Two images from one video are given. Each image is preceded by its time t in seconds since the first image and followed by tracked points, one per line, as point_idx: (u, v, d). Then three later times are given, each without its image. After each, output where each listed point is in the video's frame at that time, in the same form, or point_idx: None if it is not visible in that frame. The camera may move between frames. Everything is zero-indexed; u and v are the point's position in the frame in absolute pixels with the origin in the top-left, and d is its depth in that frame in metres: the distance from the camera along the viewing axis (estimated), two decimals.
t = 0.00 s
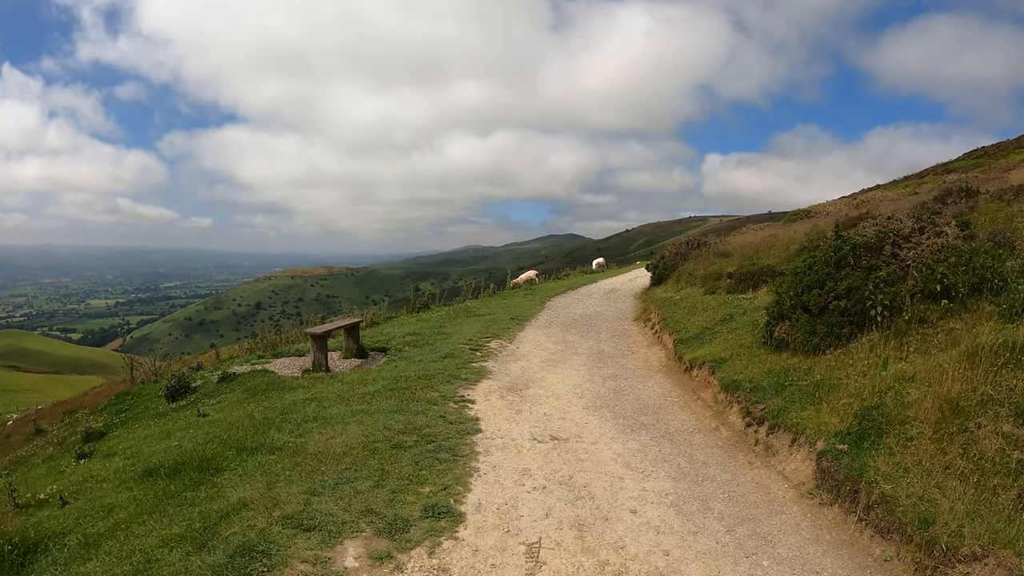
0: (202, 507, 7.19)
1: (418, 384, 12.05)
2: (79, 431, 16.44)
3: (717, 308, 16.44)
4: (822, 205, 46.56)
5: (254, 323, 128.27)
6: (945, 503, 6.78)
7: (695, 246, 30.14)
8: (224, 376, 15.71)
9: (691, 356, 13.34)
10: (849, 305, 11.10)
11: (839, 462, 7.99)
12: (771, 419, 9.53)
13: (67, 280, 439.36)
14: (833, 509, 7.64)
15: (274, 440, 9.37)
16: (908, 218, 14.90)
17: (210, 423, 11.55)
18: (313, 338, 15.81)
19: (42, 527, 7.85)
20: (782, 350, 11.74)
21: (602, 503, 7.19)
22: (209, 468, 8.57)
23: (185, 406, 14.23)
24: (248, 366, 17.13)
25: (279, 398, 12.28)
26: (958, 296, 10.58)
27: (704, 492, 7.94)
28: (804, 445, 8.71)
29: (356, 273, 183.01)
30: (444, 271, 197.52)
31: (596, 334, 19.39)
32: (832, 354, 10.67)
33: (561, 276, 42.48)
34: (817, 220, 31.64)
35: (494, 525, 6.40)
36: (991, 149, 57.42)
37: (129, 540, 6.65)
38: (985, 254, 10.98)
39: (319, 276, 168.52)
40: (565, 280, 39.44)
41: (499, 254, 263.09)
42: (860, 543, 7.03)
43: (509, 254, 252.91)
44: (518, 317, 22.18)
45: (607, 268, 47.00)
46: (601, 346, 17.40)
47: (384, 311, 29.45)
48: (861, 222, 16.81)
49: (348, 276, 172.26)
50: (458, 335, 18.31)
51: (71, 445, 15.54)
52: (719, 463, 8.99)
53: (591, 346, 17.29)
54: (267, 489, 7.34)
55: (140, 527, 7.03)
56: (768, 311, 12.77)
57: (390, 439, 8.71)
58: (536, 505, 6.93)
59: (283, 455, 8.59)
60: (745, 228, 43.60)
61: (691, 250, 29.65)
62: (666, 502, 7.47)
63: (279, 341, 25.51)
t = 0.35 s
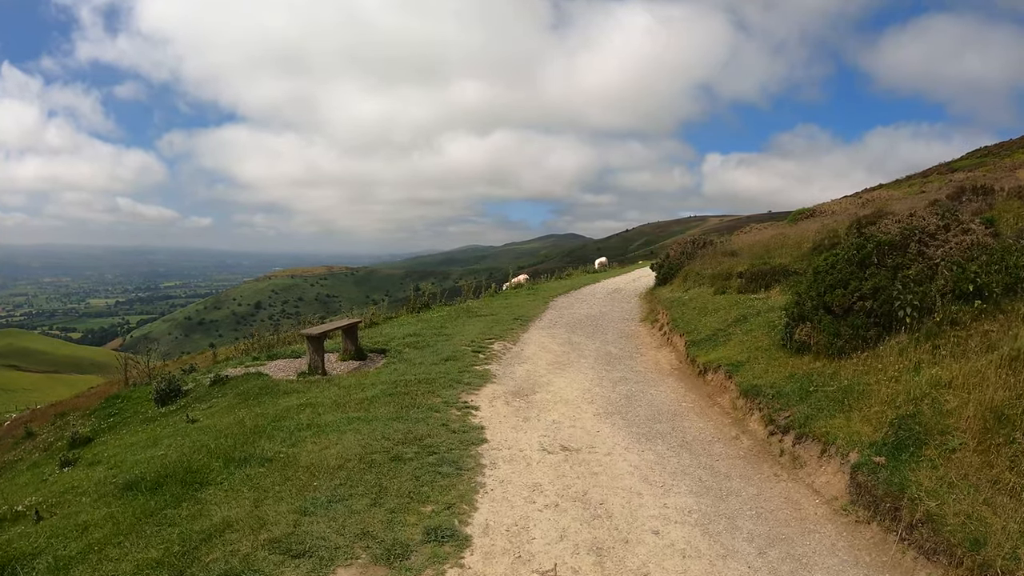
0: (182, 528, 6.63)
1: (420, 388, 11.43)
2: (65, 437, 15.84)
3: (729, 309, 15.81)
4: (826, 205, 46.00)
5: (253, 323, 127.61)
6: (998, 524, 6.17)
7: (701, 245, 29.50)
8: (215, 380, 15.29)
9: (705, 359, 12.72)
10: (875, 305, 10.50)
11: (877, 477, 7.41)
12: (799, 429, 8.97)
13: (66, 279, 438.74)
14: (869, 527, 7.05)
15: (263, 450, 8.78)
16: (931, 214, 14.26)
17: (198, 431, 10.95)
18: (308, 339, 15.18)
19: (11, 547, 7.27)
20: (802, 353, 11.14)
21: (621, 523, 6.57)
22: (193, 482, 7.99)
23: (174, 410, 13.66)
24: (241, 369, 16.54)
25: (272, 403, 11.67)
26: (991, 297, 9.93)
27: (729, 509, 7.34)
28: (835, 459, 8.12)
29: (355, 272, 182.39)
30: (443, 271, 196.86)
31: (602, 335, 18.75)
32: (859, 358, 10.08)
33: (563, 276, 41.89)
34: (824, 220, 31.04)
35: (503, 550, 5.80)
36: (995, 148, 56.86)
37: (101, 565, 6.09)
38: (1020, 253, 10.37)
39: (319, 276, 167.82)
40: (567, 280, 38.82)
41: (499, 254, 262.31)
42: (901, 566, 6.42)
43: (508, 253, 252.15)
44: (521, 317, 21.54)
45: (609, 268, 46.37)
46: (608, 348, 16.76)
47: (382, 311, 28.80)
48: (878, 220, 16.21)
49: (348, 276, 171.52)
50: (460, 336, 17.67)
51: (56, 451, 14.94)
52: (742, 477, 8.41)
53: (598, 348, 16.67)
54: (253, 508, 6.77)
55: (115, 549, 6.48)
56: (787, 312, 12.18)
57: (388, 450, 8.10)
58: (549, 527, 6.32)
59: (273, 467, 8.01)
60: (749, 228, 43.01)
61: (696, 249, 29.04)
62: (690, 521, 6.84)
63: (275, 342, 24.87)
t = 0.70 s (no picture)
0: (153, 565, 6.01)
1: (417, 400, 10.82)
2: (47, 448, 15.22)
3: (739, 314, 15.20)
4: (828, 205, 45.47)
5: (250, 323, 126.90)
6: None
7: (704, 246, 28.91)
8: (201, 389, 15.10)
9: (717, 368, 12.11)
10: (902, 314, 10.06)
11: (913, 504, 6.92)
12: (825, 448, 8.50)
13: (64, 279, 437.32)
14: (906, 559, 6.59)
15: (246, 471, 8.16)
16: (951, 216, 13.67)
17: (181, 447, 10.32)
18: (300, 346, 14.57)
19: None
20: (821, 363, 10.63)
21: (637, 558, 5.96)
22: (169, 508, 7.37)
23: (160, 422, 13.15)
24: (230, 377, 16.05)
25: (259, 416, 11.04)
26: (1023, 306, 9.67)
27: (753, 540, 6.74)
28: (867, 482, 7.70)
29: (354, 272, 181.68)
30: (442, 271, 196.22)
31: (606, 340, 18.14)
32: (885, 369, 9.62)
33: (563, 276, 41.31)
34: (829, 220, 30.44)
35: None
36: (997, 148, 56.41)
37: None
38: None
39: (317, 275, 166.78)
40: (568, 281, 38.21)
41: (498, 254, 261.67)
42: None
43: (507, 253, 251.55)
44: (522, 321, 20.92)
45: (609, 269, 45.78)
46: (613, 354, 16.12)
47: (379, 314, 28.15)
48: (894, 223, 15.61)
49: (346, 276, 170.83)
50: (459, 342, 17.03)
51: (37, 464, 14.33)
52: (769, 502, 7.98)
53: (602, 354, 16.06)
54: (231, 541, 6.17)
55: None
56: (803, 319, 11.67)
57: (380, 473, 7.47)
58: (558, 564, 5.71)
59: (256, 491, 7.41)
60: (751, 228, 42.44)
61: (700, 250, 28.45)
62: (712, 555, 6.25)
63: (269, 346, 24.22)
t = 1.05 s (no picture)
0: None
1: (419, 407, 10.27)
2: (29, 455, 14.63)
3: (751, 315, 14.69)
4: (830, 205, 44.97)
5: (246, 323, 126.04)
6: None
7: (708, 246, 28.39)
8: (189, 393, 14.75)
9: (731, 373, 11.59)
10: (931, 318, 9.64)
11: (957, 523, 6.43)
12: (858, 462, 8.02)
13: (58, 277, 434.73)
14: None
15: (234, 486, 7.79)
16: (973, 215, 13.18)
17: (167, 458, 10.20)
18: (294, 349, 13.99)
19: None
20: (844, 368, 10.26)
21: None
22: (148, 529, 6.84)
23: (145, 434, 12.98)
24: (221, 382, 15.52)
25: (249, 425, 10.80)
26: None
27: (784, 564, 6.24)
28: (905, 498, 7.20)
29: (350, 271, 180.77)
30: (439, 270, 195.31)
31: (611, 342, 17.61)
32: (914, 376, 9.20)
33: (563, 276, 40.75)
34: (834, 220, 29.91)
35: None
36: (997, 149, 56.04)
37: None
38: None
39: (313, 274, 165.83)
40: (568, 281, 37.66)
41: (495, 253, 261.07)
42: None
43: (505, 253, 251.00)
44: (523, 322, 20.33)
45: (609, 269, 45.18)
46: (619, 357, 15.56)
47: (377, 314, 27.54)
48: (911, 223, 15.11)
49: (343, 275, 169.97)
50: (459, 344, 16.46)
51: (19, 472, 13.75)
52: (800, 522, 7.51)
53: (608, 357, 15.52)
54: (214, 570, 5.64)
55: None
56: (824, 323, 11.25)
57: (378, 491, 6.95)
58: None
59: (245, 510, 6.90)
60: (752, 227, 41.92)
61: (704, 250, 27.93)
62: None
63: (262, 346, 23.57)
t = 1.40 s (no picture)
0: None
1: (423, 420, 9.72)
2: (12, 466, 14.08)
3: (766, 320, 14.15)
4: (833, 207, 44.48)
5: (243, 324, 125.31)
6: None
7: (713, 248, 27.85)
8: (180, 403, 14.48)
9: (749, 383, 11.05)
10: (966, 326, 9.08)
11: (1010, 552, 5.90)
12: (897, 481, 7.46)
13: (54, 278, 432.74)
14: None
15: (222, 509, 7.70)
16: (1000, 216, 12.62)
17: (152, 475, 10.28)
18: (289, 356, 13.44)
19: None
20: (872, 379, 9.72)
21: None
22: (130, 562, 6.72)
23: (130, 448, 12.88)
24: (215, 391, 14.97)
25: (241, 438, 10.75)
26: None
27: None
28: (946, 521, 6.67)
29: (348, 271, 180.06)
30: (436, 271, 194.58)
31: (618, 347, 17.07)
32: (949, 388, 8.65)
33: (564, 278, 40.24)
34: (840, 221, 29.39)
35: None
36: (999, 150, 55.66)
37: None
38: None
39: (310, 275, 165.11)
40: (569, 283, 37.14)
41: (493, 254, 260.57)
42: None
43: (503, 254, 250.57)
44: (527, 326, 19.77)
45: (610, 270, 44.62)
46: (628, 362, 15.01)
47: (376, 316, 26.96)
48: (932, 224, 14.55)
49: (340, 275, 169.29)
50: (462, 349, 15.88)
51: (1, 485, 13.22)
52: (834, 545, 6.98)
53: (617, 363, 14.97)
54: None
55: None
56: (848, 330, 10.73)
57: (381, 518, 6.52)
58: None
59: (235, 539, 6.57)
60: (755, 228, 41.39)
61: (709, 252, 27.41)
62: None
63: (257, 351, 22.96)
